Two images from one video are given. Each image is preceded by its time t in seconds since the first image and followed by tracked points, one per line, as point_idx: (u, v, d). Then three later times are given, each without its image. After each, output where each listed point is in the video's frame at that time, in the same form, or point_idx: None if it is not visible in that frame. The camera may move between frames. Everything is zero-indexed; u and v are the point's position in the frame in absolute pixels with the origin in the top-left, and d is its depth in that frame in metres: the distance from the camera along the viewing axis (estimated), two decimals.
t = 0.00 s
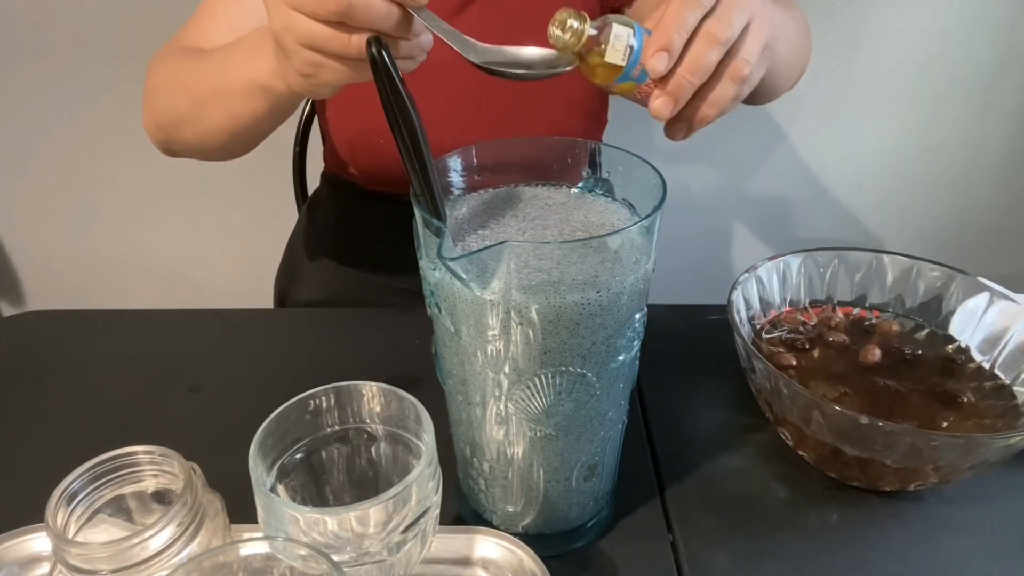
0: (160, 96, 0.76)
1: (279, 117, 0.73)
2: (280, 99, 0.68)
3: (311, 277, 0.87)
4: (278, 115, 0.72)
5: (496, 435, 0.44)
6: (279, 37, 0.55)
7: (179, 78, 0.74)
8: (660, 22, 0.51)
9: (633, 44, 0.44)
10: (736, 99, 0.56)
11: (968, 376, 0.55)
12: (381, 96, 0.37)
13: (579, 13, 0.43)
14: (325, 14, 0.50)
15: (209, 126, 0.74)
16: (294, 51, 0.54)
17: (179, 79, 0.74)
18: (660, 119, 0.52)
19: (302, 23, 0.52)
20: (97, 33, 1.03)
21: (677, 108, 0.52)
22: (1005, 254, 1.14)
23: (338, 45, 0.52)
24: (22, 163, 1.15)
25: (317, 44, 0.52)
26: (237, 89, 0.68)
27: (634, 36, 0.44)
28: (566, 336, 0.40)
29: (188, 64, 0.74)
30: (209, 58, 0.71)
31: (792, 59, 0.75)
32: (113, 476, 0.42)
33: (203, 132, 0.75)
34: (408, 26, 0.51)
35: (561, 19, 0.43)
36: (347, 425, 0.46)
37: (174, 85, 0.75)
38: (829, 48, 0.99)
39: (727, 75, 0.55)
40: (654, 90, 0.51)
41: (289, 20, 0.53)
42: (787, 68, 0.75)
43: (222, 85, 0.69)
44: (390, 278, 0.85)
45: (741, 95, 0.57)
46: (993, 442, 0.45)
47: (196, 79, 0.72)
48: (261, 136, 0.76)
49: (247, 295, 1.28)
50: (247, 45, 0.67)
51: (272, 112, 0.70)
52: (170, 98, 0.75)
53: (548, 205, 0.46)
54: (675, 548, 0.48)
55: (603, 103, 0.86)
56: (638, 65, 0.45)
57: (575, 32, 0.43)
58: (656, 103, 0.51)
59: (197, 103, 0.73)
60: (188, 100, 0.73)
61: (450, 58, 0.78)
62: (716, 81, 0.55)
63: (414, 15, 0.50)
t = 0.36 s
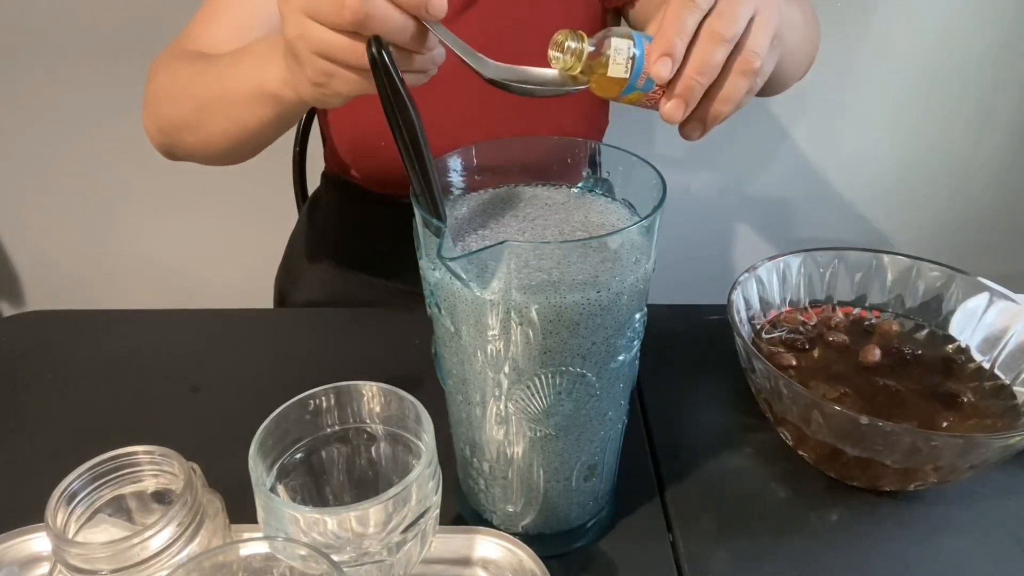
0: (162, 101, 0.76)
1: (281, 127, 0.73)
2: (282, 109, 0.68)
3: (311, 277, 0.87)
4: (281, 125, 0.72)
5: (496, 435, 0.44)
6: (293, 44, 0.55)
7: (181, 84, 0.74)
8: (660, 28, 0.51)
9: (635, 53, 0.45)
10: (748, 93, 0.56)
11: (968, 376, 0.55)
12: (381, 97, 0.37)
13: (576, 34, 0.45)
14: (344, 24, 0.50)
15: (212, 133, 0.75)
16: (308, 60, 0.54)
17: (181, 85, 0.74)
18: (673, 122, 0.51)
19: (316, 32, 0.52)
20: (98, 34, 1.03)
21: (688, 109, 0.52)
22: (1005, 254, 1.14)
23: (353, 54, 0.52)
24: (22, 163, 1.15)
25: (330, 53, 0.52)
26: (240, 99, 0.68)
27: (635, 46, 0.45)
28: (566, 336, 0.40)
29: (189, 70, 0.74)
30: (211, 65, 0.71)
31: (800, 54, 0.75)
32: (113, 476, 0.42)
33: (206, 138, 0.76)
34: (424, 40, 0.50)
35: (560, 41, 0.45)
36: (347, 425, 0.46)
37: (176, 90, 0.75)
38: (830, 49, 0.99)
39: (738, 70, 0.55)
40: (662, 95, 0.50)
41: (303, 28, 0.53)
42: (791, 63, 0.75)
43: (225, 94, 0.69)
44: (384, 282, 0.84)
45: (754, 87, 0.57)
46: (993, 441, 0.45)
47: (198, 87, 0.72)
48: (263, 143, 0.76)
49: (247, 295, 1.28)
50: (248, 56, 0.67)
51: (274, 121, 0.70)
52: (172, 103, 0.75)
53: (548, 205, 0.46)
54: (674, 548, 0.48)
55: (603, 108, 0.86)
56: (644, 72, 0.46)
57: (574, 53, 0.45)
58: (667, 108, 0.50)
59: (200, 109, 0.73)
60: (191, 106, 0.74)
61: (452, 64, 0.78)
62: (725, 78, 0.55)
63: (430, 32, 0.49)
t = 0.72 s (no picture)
0: (163, 106, 0.76)
1: (284, 131, 0.73)
2: (284, 114, 0.68)
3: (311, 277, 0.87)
4: (284, 129, 0.72)
5: (496, 435, 0.44)
6: (297, 51, 0.55)
7: (182, 89, 0.74)
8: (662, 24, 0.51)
9: (638, 52, 0.45)
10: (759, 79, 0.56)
11: (968, 376, 0.55)
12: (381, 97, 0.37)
13: (576, 43, 0.48)
14: (348, 30, 0.50)
15: (214, 137, 0.75)
16: (312, 66, 0.54)
17: (182, 89, 0.74)
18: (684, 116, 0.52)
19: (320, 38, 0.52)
20: (98, 34, 1.03)
21: (698, 101, 0.52)
22: (1005, 255, 1.14)
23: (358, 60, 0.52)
24: (22, 163, 1.15)
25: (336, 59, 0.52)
26: (243, 103, 0.68)
27: (638, 46, 0.45)
28: (566, 336, 0.40)
29: (190, 74, 0.74)
30: (213, 70, 0.71)
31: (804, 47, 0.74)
32: (113, 476, 0.42)
33: (208, 143, 0.76)
34: (427, 45, 0.50)
35: (561, 51, 0.48)
36: (347, 425, 0.46)
37: (177, 95, 0.75)
38: (830, 49, 0.99)
39: (744, 59, 0.55)
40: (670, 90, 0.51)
41: (307, 34, 0.53)
42: (797, 56, 0.75)
43: (228, 99, 0.69)
44: (389, 284, 0.85)
45: (764, 74, 0.57)
46: (993, 441, 0.45)
47: (199, 92, 0.72)
48: (265, 148, 0.76)
49: (247, 295, 1.28)
50: (250, 61, 0.67)
51: (277, 126, 0.71)
52: (173, 108, 0.75)
53: (548, 205, 0.46)
54: (675, 548, 0.48)
55: (603, 108, 0.86)
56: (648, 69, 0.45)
57: (576, 60, 0.47)
58: (677, 103, 0.51)
59: (201, 114, 0.73)
60: (192, 110, 0.73)
61: (452, 67, 0.78)
62: (733, 66, 0.55)
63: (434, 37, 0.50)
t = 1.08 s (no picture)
0: (161, 112, 0.76)
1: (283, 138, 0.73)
2: (284, 120, 0.68)
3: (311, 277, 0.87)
4: (283, 136, 0.72)
5: (495, 435, 0.44)
6: (292, 62, 0.55)
7: (182, 94, 0.74)
8: (652, 20, 0.51)
9: (628, 50, 0.45)
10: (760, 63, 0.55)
11: (967, 376, 0.55)
12: (380, 97, 0.37)
13: (565, 48, 0.47)
14: (341, 41, 0.50)
15: (213, 144, 0.74)
16: (308, 77, 0.54)
17: (181, 96, 0.74)
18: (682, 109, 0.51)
19: (314, 49, 0.52)
20: (98, 34, 1.03)
21: (694, 92, 0.51)
22: (1004, 255, 1.14)
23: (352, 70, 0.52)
24: (22, 162, 1.15)
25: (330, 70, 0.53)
26: (243, 110, 0.68)
27: (627, 44, 0.45)
28: (566, 336, 0.40)
29: (188, 80, 0.74)
30: (212, 76, 0.71)
31: (804, 35, 0.74)
32: (113, 476, 0.42)
33: (206, 149, 0.76)
34: (423, 53, 0.50)
35: (550, 57, 0.48)
36: (347, 425, 0.46)
37: (176, 102, 0.74)
38: (830, 49, 0.99)
39: (741, 45, 0.54)
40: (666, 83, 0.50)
41: (302, 45, 0.53)
42: (797, 44, 0.74)
43: (227, 106, 0.69)
44: (391, 285, 0.85)
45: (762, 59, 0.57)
46: (993, 441, 0.45)
47: (199, 98, 0.72)
48: (263, 154, 0.76)
49: (246, 295, 1.28)
50: (251, 68, 0.67)
51: (276, 133, 0.71)
52: (172, 114, 0.75)
53: (548, 205, 0.46)
54: (675, 547, 0.48)
55: (603, 109, 0.86)
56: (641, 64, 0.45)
57: (565, 67, 0.47)
58: (672, 96, 0.50)
59: (200, 121, 0.73)
60: (191, 117, 0.73)
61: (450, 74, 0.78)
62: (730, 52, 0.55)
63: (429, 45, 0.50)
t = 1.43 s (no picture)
0: (159, 118, 0.76)
1: (281, 141, 0.73)
2: (281, 124, 0.68)
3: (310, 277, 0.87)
4: (281, 139, 0.72)
5: (495, 435, 0.44)
6: (287, 66, 0.55)
7: (178, 100, 0.74)
8: (645, 12, 0.51)
9: (622, 44, 0.45)
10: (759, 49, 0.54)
11: (968, 376, 0.55)
12: (380, 97, 0.37)
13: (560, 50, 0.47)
14: (333, 44, 0.50)
15: (210, 149, 0.74)
16: (302, 81, 0.54)
17: (177, 101, 0.74)
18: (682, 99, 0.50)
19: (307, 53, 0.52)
20: (97, 34, 1.03)
21: (692, 82, 0.51)
22: (1004, 255, 1.14)
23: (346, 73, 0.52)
24: (22, 162, 1.15)
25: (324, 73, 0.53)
26: (240, 115, 0.68)
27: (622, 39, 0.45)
28: (566, 336, 0.40)
29: (185, 85, 0.74)
30: (208, 82, 0.71)
31: (805, 24, 0.74)
32: (112, 476, 0.42)
33: (204, 154, 0.75)
34: (417, 54, 0.50)
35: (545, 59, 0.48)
36: (347, 425, 0.46)
37: (173, 106, 0.74)
38: (830, 49, 0.98)
39: (738, 31, 0.53)
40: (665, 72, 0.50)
41: (295, 49, 0.53)
42: (797, 34, 0.74)
43: (224, 111, 0.69)
44: (391, 287, 0.85)
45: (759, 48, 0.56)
46: (994, 441, 0.45)
47: (196, 103, 0.72)
48: (261, 158, 0.76)
49: (246, 295, 1.28)
50: (246, 72, 0.67)
51: (274, 137, 0.71)
52: (169, 119, 0.75)
53: (548, 204, 0.46)
54: (675, 548, 0.48)
55: (602, 108, 0.86)
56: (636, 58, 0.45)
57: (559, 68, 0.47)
58: (672, 87, 0.50)
59: (197, 126, 0.73)
60: (188, 121, 0.73)
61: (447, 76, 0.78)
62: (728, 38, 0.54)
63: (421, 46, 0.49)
